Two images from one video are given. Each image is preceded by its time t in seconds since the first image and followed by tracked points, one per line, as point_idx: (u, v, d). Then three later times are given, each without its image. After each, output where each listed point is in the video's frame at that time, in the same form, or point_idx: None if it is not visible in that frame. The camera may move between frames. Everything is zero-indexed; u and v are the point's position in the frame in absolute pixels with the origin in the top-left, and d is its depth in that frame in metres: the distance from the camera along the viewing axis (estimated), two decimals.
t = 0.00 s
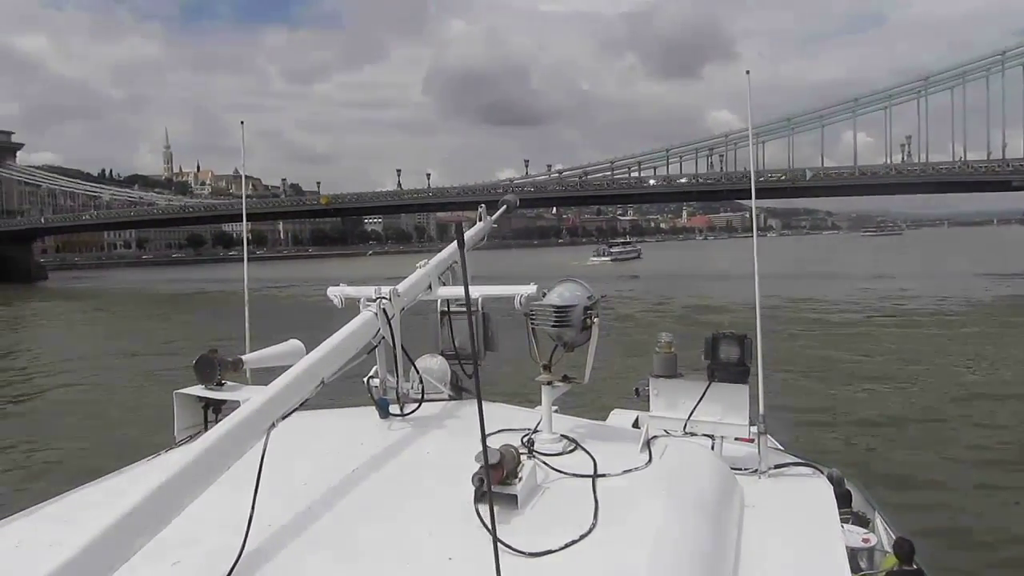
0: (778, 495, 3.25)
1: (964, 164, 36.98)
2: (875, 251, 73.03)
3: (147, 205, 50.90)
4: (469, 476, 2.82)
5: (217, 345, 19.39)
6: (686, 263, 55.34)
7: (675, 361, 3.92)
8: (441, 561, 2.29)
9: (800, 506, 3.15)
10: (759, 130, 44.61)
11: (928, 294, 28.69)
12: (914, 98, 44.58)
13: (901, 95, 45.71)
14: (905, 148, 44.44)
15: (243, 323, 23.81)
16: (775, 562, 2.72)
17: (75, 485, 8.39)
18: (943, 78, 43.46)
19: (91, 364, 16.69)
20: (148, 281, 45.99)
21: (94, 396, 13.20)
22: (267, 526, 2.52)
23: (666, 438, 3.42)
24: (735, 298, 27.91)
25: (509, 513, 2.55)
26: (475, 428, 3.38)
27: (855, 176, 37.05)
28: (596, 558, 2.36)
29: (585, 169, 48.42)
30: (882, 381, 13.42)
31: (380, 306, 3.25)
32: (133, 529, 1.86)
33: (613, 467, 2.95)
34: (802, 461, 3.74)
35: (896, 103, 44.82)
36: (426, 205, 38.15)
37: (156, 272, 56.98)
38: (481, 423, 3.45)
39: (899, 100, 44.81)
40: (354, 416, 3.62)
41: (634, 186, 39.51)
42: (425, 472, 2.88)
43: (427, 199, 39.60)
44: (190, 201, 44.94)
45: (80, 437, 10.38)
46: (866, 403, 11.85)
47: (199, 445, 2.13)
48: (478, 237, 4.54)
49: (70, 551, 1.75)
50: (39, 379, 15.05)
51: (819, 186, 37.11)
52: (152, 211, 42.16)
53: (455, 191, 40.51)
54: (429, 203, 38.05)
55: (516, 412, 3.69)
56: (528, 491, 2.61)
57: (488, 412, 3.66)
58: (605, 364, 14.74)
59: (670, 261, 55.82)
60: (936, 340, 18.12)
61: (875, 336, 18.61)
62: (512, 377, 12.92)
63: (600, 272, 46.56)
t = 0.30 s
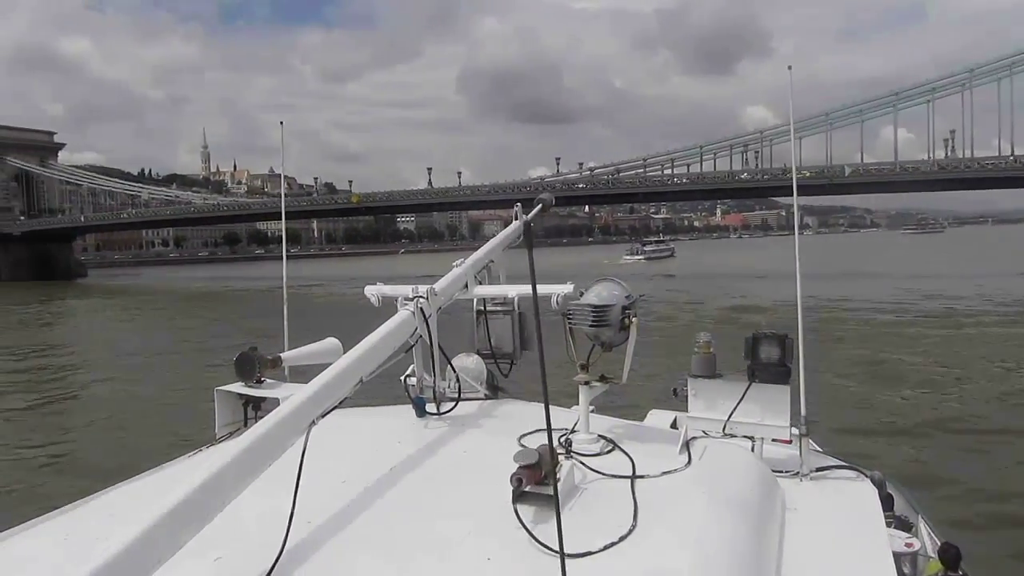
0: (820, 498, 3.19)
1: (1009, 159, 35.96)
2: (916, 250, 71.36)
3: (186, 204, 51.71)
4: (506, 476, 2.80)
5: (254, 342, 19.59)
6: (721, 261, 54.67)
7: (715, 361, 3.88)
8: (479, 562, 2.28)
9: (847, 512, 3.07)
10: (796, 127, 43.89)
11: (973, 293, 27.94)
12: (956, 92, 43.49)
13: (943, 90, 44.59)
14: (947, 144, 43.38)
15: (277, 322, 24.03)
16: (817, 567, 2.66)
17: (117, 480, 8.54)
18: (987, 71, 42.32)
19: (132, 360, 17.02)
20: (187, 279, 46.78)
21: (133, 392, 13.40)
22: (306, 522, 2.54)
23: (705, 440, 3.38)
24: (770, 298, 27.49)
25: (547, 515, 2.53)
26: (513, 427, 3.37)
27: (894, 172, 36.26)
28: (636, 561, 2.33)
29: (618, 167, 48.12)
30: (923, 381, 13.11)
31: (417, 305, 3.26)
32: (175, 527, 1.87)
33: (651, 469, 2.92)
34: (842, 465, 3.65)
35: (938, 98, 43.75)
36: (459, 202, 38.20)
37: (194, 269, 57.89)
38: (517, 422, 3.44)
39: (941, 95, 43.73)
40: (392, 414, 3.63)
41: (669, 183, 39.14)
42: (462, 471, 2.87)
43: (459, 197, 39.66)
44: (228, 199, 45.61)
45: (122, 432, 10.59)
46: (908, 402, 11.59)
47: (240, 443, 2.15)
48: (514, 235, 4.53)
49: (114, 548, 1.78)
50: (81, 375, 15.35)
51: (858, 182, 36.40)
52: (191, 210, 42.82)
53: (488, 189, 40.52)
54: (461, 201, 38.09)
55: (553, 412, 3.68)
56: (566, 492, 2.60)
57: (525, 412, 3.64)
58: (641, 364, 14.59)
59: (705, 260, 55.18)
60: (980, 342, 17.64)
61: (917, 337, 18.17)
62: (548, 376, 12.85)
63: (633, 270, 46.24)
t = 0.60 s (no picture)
0: (856, 502, 3.13)
1: None
2: (953, 250, 69.78)
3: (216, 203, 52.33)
4: (537, 477, 2.79)
5: (282, 342, 19.69)
6: (752, 262, 54.06)
7: (748, 362, 3.83)
8: (512, 561, 2.28)
9: (882, 516, 3.01)
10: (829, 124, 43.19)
11: (1012, 295, 27.28)
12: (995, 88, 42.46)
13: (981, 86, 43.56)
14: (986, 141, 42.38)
15: (305, 322, 24.15)
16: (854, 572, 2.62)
17: (146, 479, 8.61)
18: None
19: (164, 359, 17.21)
20: (218, 278, 47.35)
21: (165, 391, 13.56)
22: (339, 521, 2.55)
23: (738, 442, 3.33)
24: (802, 300, 27.07)
25: (579, 516, 2.52)
26: (542, 427, 3.36)
27: (930, 171, 35.55)
28: (671, 565, 2.30)
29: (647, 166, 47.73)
30: (960, 386, 12.83)
31: (448, 305, 3.26)
32: (210, 524, 1.89)
33: (684, 471, 2.88)
34: (879, 468, 3.58)
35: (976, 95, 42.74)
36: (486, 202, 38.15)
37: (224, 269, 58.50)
38: (547, 423, 3.43)
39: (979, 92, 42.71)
40: (423, 413, 3.65)
41: (698, 182, 38.76)
42: (493, 471, 2.86)
43: (486, 195, 39.69)
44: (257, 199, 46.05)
45: (152, 431, 10.69)
46: (946, 407, 11.34)
47: (275, 441, 2.17)
48: (544, 235, 4.52)
49: (151, 546, 1.79)
50: (114, 374, 15.57)
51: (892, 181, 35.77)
52: (222, 209, 43.29)
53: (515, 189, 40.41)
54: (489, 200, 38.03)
55: (583, 413, 3.66)
56: (598, 493, 2.59)
57: (556, 412, 3.64)
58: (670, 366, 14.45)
59: (735, 260, 54.56)
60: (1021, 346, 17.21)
61: (954, 340, 17.75)
62: (576, 378, 12.77)
63: (662, 271, 45.83)
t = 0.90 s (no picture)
0: (892, 508, 3.08)
1: None
2: (986, 251, 68.44)
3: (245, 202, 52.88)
4: (568, 478, 2.77)
5: (308, 340, 19.80)
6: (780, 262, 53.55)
7: (781, 364, 3.78)
8: (543, 563, 2.26)
9: (920, 522, 2.96)
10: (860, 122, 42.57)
11: None
12: None
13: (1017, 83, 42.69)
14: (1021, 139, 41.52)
15: (330, 320, 24.27)
16: None
17: (170, 477, 8.69)
18: None
19: (192, 356, 17.37)
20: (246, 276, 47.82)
21: (194, 388, 13.72)
22: (370, 519, 2.56)
23: (771, 445, 3.29)
24: (832, 301, 26.71)
25: (611, 518, 2.50)
26: (572, 428, 3.34)
27: (965, 170, 34.90)
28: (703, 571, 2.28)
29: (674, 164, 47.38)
30: (996, 391, 12.58)
31: (478, 305, 3.25)
32: (245, 521, 1.90)
33: (717, 474, 2.86)
34: (915, 474, 3.52)
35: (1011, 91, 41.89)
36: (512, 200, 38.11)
37: (252, 266, 59.06)
38: (576, 424, 3.40)
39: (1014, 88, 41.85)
40: (453, 413, 3.64)
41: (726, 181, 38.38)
42: (522, 472, 2.85)
43: (511, 194, 39.68)
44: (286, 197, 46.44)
45: (181, 428, 10.80)
46: (982, 412, 11.12)
47: (309, 438, 2.18)
48: (574, 235, 4.50)
49: (183, 543, 1.80)
50: (144, 370, 15.76)
51: (924, 181, 35.17)
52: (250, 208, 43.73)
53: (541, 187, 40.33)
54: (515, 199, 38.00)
55: (613, 414, 3.64)
56: (629, 494, 2.57)
57: (585, 413, 3.62)
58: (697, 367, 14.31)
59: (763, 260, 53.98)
60: None
61: (989, 344, 17.39)
62: (602, 378, 12.69)
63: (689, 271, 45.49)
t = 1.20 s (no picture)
0: (929, 511, 3.02)
1: None
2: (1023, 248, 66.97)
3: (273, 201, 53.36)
4: (598, 479, 2.76)
5: (334, 339, 19.91)
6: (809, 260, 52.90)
7: (814, 364, 3.72)
8: (576, 564, 2.24)
9: (959, 525, 2.90)
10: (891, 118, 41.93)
11: None
12: None
13: None
14: None
15: (357, 319, 24.39)
16: None
17: (196, 477, 8.76)
18: None
19: (220, 355, 17.52)
20: (273, 274, 48.25)
21: (224, 386, 13.87)
22: (401, 518, 2.56)
23: (805, 446, 3.24)
24: (863, 300, 26.33)
25: (642, 519, 2.48)
26: (602, 429, 3.31)
27: (1000, 166, 34.23)
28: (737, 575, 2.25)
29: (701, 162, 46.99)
30: None
31: (508, 304, 3.24)
32: (277, 521, 1.90)
33: (750, 476, 2.82)
34: (951, 476, 3.45)
35: None
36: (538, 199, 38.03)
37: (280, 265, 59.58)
38: (606, 424, 3.38)
39: None
40: (482, 412, 3.64)
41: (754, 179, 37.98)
42: (552, 472, 2.84)
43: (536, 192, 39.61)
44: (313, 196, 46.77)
45: (210, 427, 10.92)
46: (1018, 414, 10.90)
47: (341, 436, 2.18)
48: (603, 234, 4.47)
49: (218, 541, 1.81)
50: (174, 369, 15.95)
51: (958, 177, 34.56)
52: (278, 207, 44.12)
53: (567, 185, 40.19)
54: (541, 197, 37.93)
55: (642, 414, 3.61)
56: (661, 496, 2.54)
57: (615, 413, 3.59)
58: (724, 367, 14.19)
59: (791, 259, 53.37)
60: None
61: None
62: (629, 378, 12.62)
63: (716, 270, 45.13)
